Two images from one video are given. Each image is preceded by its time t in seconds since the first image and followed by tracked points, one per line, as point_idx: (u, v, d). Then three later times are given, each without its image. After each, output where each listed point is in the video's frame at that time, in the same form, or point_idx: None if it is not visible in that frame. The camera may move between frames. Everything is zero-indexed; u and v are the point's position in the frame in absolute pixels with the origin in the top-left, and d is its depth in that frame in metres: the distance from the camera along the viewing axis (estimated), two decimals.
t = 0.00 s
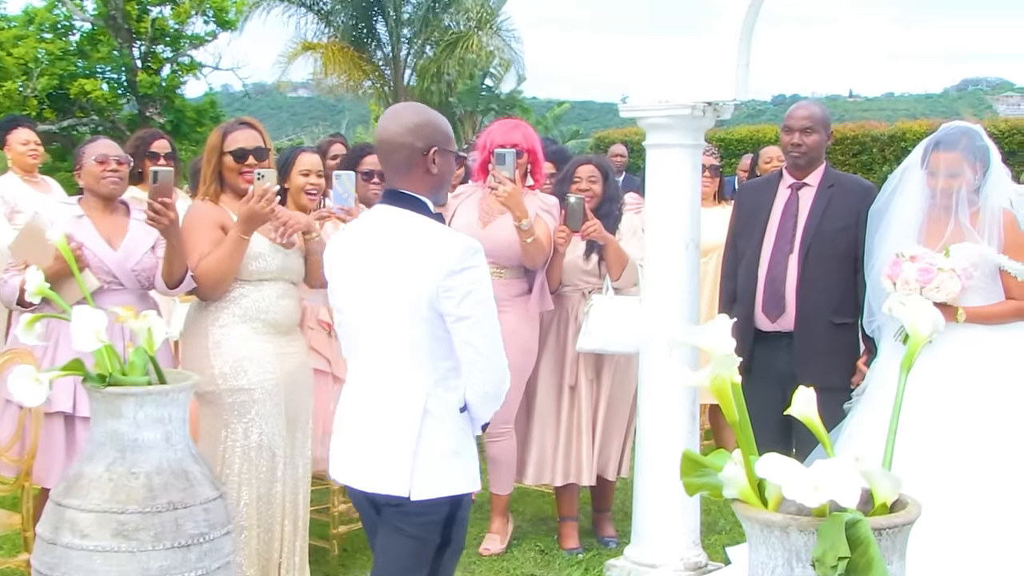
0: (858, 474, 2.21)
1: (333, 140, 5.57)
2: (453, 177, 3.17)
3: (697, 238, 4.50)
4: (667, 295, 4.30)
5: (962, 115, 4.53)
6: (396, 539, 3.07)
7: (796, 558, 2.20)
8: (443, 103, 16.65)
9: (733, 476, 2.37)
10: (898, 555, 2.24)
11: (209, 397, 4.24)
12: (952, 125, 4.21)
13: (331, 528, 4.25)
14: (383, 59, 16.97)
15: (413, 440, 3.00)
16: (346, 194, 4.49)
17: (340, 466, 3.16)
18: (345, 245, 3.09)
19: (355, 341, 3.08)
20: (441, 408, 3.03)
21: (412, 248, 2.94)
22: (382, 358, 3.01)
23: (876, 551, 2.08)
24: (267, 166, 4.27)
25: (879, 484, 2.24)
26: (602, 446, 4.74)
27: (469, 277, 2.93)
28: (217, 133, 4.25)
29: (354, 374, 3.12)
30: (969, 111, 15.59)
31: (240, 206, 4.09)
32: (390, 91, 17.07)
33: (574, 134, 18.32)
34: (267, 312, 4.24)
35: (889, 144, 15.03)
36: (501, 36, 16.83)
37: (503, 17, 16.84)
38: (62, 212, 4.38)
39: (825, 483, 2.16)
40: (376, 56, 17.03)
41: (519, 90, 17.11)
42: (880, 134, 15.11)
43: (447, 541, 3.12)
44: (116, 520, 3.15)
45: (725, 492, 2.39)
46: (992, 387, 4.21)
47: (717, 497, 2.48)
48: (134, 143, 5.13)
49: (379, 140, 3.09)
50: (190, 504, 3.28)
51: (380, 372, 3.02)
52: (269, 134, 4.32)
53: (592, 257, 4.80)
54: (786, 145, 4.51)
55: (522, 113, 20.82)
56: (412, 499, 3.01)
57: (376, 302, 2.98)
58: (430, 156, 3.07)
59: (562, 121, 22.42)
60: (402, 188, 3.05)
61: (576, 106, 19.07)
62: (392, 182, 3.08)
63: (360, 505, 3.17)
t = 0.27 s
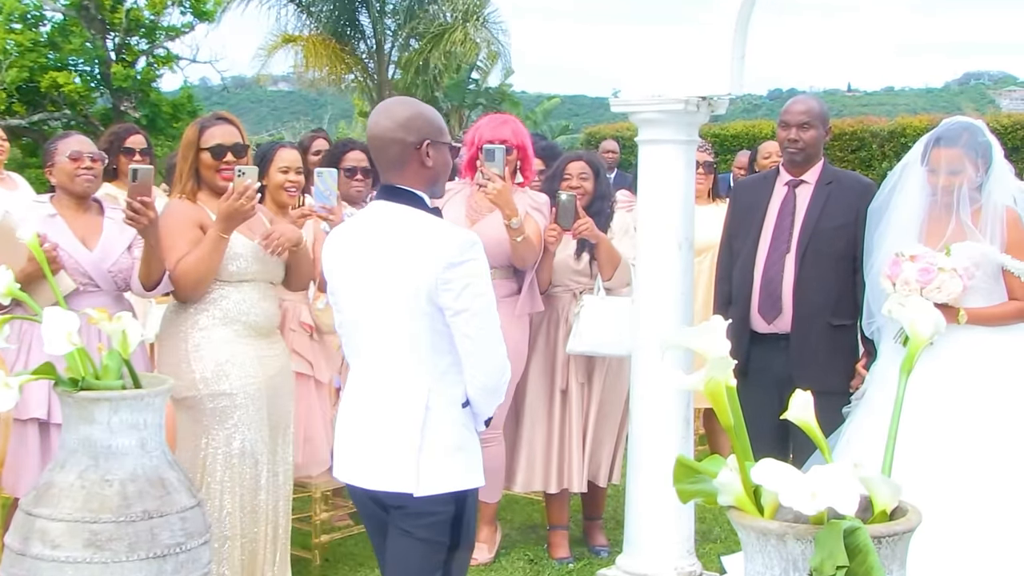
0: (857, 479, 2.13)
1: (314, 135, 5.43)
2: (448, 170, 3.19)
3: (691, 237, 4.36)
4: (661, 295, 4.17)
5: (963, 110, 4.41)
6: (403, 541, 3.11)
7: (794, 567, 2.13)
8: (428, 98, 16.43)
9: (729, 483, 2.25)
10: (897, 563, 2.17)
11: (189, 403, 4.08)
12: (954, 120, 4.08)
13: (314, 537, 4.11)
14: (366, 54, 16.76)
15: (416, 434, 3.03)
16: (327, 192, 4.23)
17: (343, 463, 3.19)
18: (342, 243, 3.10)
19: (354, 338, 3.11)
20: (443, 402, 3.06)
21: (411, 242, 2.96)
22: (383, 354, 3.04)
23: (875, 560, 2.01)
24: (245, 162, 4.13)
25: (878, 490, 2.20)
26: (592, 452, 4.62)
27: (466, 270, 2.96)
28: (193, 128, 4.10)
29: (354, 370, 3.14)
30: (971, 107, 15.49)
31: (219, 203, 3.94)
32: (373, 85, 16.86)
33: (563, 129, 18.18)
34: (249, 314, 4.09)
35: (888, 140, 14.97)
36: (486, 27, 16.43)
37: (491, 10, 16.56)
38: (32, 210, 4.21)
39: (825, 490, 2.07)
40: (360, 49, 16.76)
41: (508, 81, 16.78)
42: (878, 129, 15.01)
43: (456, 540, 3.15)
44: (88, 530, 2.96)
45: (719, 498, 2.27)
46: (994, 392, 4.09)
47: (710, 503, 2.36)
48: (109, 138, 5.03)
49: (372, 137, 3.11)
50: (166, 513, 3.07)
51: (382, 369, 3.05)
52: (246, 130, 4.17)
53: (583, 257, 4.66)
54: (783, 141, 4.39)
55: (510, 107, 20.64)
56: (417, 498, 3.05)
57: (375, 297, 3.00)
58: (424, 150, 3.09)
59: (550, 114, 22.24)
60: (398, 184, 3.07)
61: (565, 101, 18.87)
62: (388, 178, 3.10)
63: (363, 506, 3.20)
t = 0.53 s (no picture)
0: (855, 488, 2.05)
1: (289, 128, 5.22)
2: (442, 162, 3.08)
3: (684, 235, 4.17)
4: (652, 296, 3.98)
5: (968, 102, 4.23)
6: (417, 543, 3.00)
7: None
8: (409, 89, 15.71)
9: (723, 493, 2.15)
10: None
11: (157, 411, 3.85)
12: (959, 113, 3.89)
13: (287, 551, 3.90)
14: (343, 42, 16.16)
15: (414, 432, 2.94)
16: (300, 190, 3.98)
17: (339, 465, 3.09)
18: (333, 239, 3.02)
19: (348, 337, 3.03)
20: (441, 398, 2.97)
21: (403, 235, 2.87)
22: (378, 350, 2.95)
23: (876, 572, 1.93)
24: (213, 157, 3.92)
25: (878, 500, 2.12)
26: (581, 460, 4.43)
27: (460, 262, 2.87)
28: (159, 121, 3.88)
29: (349, 369, 3.05)
30: (978, 97, 15.31)
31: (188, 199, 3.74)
32: (349, 74, 16.27)
33: (552, 122, 17.97)
34: (220, 316, 3.88)
35: (892, 133, 14.80)
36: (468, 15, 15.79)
37: None
38: None
39: (823, 500, 1.98)
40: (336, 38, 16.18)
41: (489, 72, 16.50)
42: (881, 123, 14.83)
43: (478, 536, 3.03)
44: (48, 545, 2.81)
45: (713, 509, 2.17)
46: (1004, 394, 3.90)
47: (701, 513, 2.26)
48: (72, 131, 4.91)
49: (361, 130, 3.01)
50: (131, 527, 2.91)
51: (377, 366, 2.96)
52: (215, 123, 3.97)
53: (571, 255, 4.46)
54: (781, 134, 4.20)
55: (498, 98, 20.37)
56: (422, 498, 2.95)
57: (367, 292, 2.92)
58: (415, 142, 2.99)
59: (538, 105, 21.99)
60: (390, 178, 2.97)
61: (552, 93, 18.58)
62: (379, 171, 3.01)
63: (368, 513, 3.11)
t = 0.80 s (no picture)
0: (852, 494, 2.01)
1: (269, 123, 5.09)
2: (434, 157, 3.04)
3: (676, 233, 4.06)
4: (643, 297, 3.87)
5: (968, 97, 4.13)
6: (419, 539, 2.96)
7: None
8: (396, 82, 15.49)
9: (717, 499, 2.13)
10: None
11: (131, 417, 3.73)
12: (959, 110, 3.79)
13: (268, 560, 3.78)
14: (327, 38, 16.04)
15: (411, 429, 2.90)
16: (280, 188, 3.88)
17: (334, 464, 3.04)
18: (323, 235, 2.96)
19: (339, 336, 2.97)
20: (437, 394, 2.92)
21: (394, 230, 2.82)
22: (370, 349, 2.89)
23: None
24: (190, 153, 3.82)
25: (876, 505, 2.08)
26: (570, 465, 4.32)
27: (453, 256, 2.81)
28: (132, 116, 3.76)
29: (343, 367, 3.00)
30: (978, 92, 15.25)
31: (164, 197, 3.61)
32: (332, 67, 16.15)
33: (542, 118, 17.87)
34: (197, 318, 3.76)
35: (891, 129, 14.73)
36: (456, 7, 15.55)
37: None
38: None
39: (818, 505, 1.95)
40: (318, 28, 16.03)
41: (474, 65, 16.37)
42: (879, 118, 14.75)
43: (488, 523, 3.00)
44: (20, 555, 2.73)
45: (706, 515, 2.15)
46: (1004, 396, 3.80)
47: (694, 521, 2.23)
48: (44, 127, 4.78)
49: (353, 124, 2.97)
50: (106, 536, 2.85)
51: (371, 365, 2.90)
52: (191, 119, 3.86)
53: (561, 254, 4.35)
54: (775, 130, 4.09)
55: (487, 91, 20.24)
56: (423, 494, 2.90)
57: (357, 290, 2.86)
58: (408, 136, 2.94)
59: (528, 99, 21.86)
60: (382, 173, 2.93)
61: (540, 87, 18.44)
62: (371, 165, 2.96)
63: (363, 511, 3.05)
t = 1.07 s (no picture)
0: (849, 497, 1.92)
1: (246, 119, 4.97)
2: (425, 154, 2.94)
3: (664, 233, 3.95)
4: (631, 298, 3.76)
5: (965, 94, 4.03)
6: (415, 541, 2.85)
7: None
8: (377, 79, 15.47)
9: (707, 506, 2.09)
10: None
11: (101, 422, 3.60)
12: (955, 106, 3.69)
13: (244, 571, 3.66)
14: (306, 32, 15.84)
15: (409, 432, 2.79)
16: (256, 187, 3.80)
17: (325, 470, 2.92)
18: (313, 236, 2.87)
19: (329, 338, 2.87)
20: (436, 395, 2.83)
21: (389, 228, 2.74)
22: (365, 351, 2.79)
23: None
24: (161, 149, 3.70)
25: (871, 513, 2.01)
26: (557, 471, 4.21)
27: (450, 252, 2.73)
28: (102, 110, 3.64)
29: (334, 370, 2.89)
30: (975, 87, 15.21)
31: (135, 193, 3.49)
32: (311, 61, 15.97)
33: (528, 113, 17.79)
34: (170, 320, 3.63)
35: (886, 124, 14.68)
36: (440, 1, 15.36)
37: None
38: None
39: (811, 512, 1.88)
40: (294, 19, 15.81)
41: (455, 60, 16.26)
42: (874, 114, 14.70)
43: (487, 522, 2.90)
44: None
45: (697, 523, 2.11)
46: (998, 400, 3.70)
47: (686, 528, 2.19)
48: (13, 123, 4.64)
49: (341, 123, 2.87)
50: (76, 546, 2.83)
51: (367, 367, 2.79)
52: (163, 114, 3.74)
53: (547, 253, 4.23)
54: (768, 126, 4.00)
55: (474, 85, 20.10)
56: (422, 496, 2.80)
57: (347, 289, 2.77)
58: (397, 134, 2.84)
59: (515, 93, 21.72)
60: (372, 173, 2.83)
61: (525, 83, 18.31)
62: (361, 165, 2.86)
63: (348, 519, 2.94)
